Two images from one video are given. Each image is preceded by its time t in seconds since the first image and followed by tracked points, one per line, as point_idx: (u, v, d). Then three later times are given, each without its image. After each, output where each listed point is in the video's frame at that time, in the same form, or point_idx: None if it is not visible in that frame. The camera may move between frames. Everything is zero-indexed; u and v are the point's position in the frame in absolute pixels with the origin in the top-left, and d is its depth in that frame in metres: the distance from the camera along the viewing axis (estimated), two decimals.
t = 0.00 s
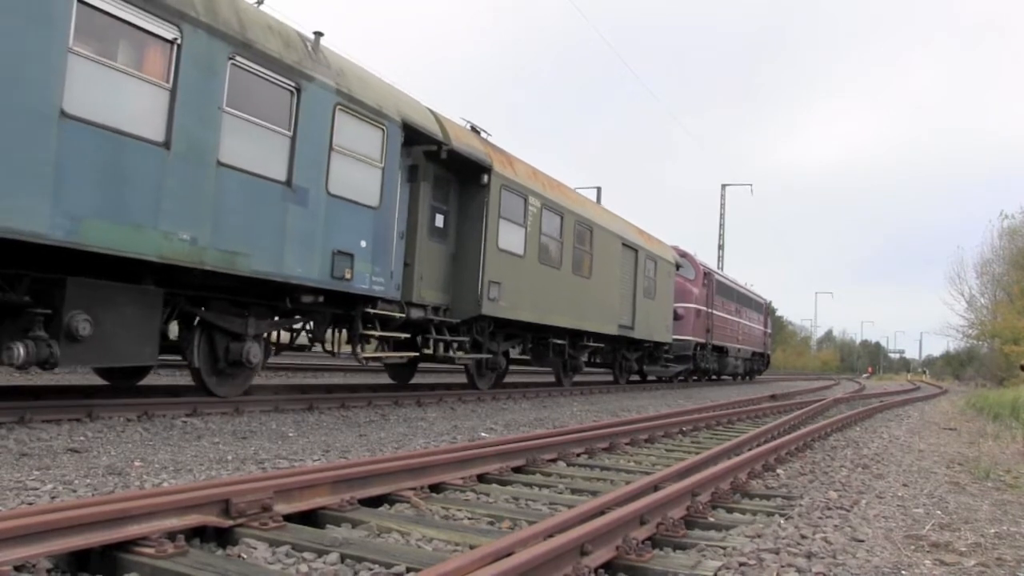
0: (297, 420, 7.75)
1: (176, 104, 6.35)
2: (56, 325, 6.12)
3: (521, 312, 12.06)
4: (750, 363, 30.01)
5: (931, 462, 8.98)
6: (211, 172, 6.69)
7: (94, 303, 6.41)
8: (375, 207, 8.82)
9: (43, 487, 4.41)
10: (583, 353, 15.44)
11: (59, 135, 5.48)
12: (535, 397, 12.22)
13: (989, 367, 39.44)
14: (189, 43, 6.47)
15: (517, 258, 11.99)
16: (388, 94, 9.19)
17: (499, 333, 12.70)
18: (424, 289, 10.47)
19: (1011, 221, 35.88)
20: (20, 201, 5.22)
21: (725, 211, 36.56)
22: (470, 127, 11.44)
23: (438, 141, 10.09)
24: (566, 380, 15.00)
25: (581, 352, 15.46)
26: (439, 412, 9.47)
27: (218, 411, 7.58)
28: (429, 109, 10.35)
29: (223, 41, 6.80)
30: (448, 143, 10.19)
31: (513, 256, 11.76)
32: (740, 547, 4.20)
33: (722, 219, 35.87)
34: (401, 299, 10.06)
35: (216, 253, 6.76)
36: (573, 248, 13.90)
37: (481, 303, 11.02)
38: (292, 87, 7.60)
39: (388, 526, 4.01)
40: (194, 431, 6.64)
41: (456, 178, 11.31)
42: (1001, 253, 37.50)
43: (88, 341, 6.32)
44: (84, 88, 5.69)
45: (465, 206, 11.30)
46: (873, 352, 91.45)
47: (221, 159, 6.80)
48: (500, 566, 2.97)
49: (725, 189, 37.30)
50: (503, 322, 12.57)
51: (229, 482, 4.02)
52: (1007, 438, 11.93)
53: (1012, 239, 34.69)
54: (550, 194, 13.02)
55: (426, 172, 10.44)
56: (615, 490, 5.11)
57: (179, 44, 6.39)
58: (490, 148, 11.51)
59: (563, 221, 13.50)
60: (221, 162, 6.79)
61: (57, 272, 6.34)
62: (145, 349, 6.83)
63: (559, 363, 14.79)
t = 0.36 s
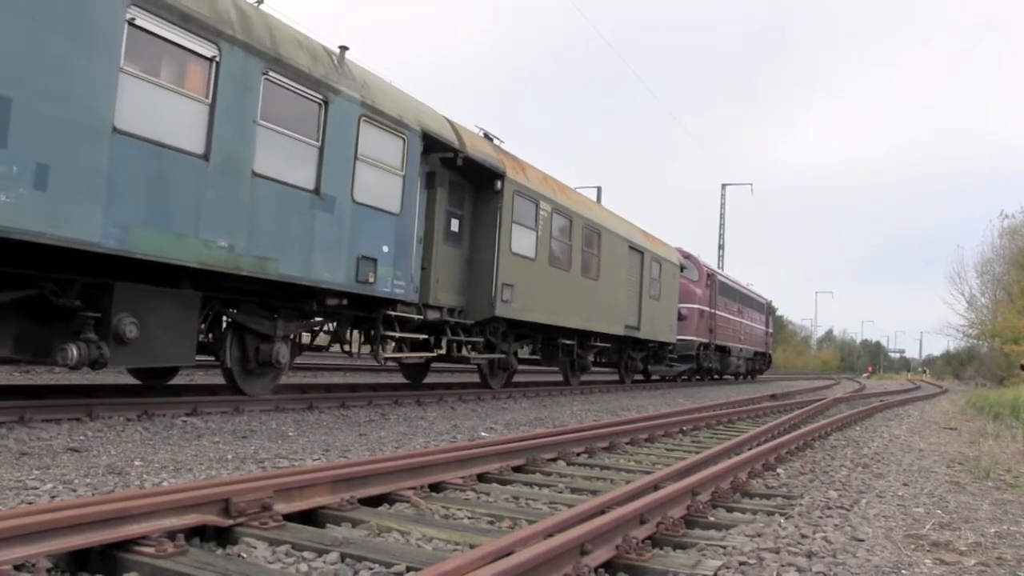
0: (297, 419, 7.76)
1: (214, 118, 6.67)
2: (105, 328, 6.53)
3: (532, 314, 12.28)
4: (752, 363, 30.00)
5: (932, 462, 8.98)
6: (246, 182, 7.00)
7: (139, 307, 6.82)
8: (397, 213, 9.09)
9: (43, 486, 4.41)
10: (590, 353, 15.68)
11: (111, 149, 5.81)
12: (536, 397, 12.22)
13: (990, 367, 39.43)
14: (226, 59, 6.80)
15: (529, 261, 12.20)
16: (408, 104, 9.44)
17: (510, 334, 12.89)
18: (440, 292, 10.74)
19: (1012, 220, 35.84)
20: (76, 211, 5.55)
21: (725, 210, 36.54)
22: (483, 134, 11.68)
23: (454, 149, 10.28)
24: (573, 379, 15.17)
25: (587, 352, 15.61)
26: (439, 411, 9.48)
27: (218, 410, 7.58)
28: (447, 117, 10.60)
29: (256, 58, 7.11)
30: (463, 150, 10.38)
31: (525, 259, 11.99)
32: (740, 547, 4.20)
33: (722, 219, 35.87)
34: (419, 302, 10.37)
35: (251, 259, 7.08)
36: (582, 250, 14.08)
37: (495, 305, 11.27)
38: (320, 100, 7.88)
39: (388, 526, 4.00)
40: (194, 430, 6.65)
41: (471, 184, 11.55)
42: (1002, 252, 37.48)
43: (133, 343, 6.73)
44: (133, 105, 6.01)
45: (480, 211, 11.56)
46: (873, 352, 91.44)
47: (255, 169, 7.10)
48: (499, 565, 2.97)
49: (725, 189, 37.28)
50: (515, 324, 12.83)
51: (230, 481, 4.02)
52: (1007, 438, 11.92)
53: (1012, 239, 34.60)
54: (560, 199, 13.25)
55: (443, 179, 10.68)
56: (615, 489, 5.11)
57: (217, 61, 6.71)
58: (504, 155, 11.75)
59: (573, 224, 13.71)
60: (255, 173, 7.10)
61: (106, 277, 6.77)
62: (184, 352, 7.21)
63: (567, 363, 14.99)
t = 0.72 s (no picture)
0: (297, 418, 7.76)
1: (249, 129, 6.95)
2: (149, 329, 6.79)
3: (543, 314, 12.57)
4: (753, 362, 30.00)
5: (931, 460, 8.98)
6: (278, 190, 7.28)
7: (179, 309, 7.06)
8: (418, 218, 9.38)
9: (44, 485, 4.41)
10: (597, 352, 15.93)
11: (156, 161, 6.09)
12: (535, 395, 12.22)
13: (991, 366, 39.43)
14: (260, 73, 7.08)
15: (540, 263, 12.50)
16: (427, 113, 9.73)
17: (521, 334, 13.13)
18: (455, 294, 11.07)
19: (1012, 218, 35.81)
20: (124, 221, 5.84)
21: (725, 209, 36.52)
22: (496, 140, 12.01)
23: (469, 155, 10.59)
24: (581, 378, 15.37)
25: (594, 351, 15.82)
26: (439, 410, 9.49)
27: (219, 409, 7.58)
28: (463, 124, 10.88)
29: (287, 71, 7.39)
30: (478, 157, 10.69)
31: (536, 261, 12.29)
32: (740, 545, 4.20)
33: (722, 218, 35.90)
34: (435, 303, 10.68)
35: (283, 263, 7.39)
36: (591, 252, 14.35)
37: (507, 306, 11.58)
38: (346, 110, 8.16)
39: (388, 524, 4.01)
40: (194, 429, 6.65)
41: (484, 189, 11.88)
42: (1002, 251, 37.48)
43: (174, 344, 6.99)
44: (176, 118, 6.28)
45: (493, 215, 11.88)
46: (873, 350, 91.44)
47: (287, 178, 7.38)
48: (499, 565, 2.97)
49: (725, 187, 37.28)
50: (527, 325, 13.08)
51: (230, 480, 4.03)
52: (1007, 437, 11.92)
53: (1011, 238, 34.56)
54: (569, 202, 13.54)
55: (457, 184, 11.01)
56: (616, 488, 5.12)
57: (251, 75, 7.00)
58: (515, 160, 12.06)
59: (582, 227, 13.98)
60: (287, 181, 7.38)
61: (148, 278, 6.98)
62: (220, 352, 7.46)
63: (575, 363, 15.20)
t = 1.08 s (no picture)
0: (297, 417, 7.75)
1: (283, 142, 7.33)
2: (188, 330, 7.20)
3: (553, 315, 12.86)
4: (754, 361, 29.97)
5: (932, 460, 8.97)
6: (308, 199, 7.68)
7: (215, 312, 7.46)
8: (436, 223, 9.79)
9: (44, 484, 4.41)
10: (604, 352, 16.21)
11: (198, 172, 6.51)
12: (535, 395, 12.20)
13: (992, 366, 39.41)
14: (293, 88, 7.45)
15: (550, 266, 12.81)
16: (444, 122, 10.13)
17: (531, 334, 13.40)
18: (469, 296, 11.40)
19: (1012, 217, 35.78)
20: (170, 229, 6.26)
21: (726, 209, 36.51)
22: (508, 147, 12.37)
23: (484, 162, 10.94)
24: (588, 377, 15.64)
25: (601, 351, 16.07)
26: (439, 409, 9.48)
27: (219, 409, 7.57)
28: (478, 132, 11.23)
29: (317, 85, 7.75)
30: (492, 163, 11.06)
31: (546, 263, 12.60)
32: (740, 545, 4.20)
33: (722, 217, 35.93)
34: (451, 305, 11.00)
35: (313, 268, 7.79)
36: (599, 255, 14.66)
37: (519, 308, 11.90)
38: (371, 121, 8.54)
39: (388, 523, 4.01)
40: (194, 428, 6.65)
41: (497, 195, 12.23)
42: (1002, 250, 37.46)
43: (211, 344, 7.40)
44: (216, 132, 6.69)
45: (506, 220, 12.23)
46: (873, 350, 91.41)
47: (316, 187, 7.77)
48: (499, 565, 2.97)
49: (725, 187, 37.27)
50: (537, 325, 13.34)
51: (230, 479, 4.03)
52: (1007, 436, 11.90)
53: (1012, 237, 34.50)
54: (579, 207, 13.87)
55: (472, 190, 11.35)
56: (616, 487, 5.12)
57: (284, 90, 7.36)
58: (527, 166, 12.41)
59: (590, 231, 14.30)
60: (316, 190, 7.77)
61: (188, 282, 7.36)
62: (252, 351, 7.88)
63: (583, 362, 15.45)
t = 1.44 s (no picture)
0: (297, 417, 7.75)
1: (313, 152, 7.67)
2: (225, 332, 7.57)
3: (563, 316, 13.08)
4: (756, 361, 29.97)
5: (932, 459, 8.96)
6: (335, 206, 8.02)
7: (250, 315, 7.83)
8: (453, 228, 10.14)
9: (44, 484, 4.41)
10: (612, 351, 16.42)
11: (237, 182, 6.84)
12: (535, 394, 12.20)
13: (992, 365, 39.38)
14: (322, 100, 7.80)
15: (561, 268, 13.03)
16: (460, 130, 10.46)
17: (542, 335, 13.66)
18: (483, 298, 11.64)
19: (1012, 216, 35.75)
20: (211, 236, 6.58)
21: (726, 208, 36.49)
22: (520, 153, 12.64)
23: (497, 168, 11.22)
24: (596, 376, 15.88)
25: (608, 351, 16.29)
26: (439, 409, 9.48)
27: (219, 408, 7.56)
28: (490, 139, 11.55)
29: (344, 97, 8.11)
30: (505, 169, 11.32)
31: (557, 266, 12.83)
32: (740, 544, 4.20)
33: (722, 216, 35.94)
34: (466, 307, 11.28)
35: (339, 272, 8.13)
36: (607, 257, 14.86)
37: (532, 309, 12.11)
38: (391, 131, 8.88)
39: (388, 523, 4.01)
40: (193, 428, 6.64)
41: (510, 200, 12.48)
42: (1002, 250, 37.44)
43: (246, 346, 7.78)
44: (252, 144, 7.03)
45: (518, 224, 12.45)
46: (873, 349, 91.42)
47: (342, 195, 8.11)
48: (498, 564, 2.98)
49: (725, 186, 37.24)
50: (548, 325, 13.55)
51: (229, 479, 4.03)
52: (1007, 436, 11.89)
53: (1012, 237, 34.47)
54: (588, 210, 14.10)
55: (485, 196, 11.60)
56: (616, 487, 5.12)
57: (314, 102, 7.71)
58: (538, 171, 12.66)
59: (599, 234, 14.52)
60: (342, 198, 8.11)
61: (224, 286, 7.71)
62: (283, 352, 8.26)
63: (590, 362, 15.68)
